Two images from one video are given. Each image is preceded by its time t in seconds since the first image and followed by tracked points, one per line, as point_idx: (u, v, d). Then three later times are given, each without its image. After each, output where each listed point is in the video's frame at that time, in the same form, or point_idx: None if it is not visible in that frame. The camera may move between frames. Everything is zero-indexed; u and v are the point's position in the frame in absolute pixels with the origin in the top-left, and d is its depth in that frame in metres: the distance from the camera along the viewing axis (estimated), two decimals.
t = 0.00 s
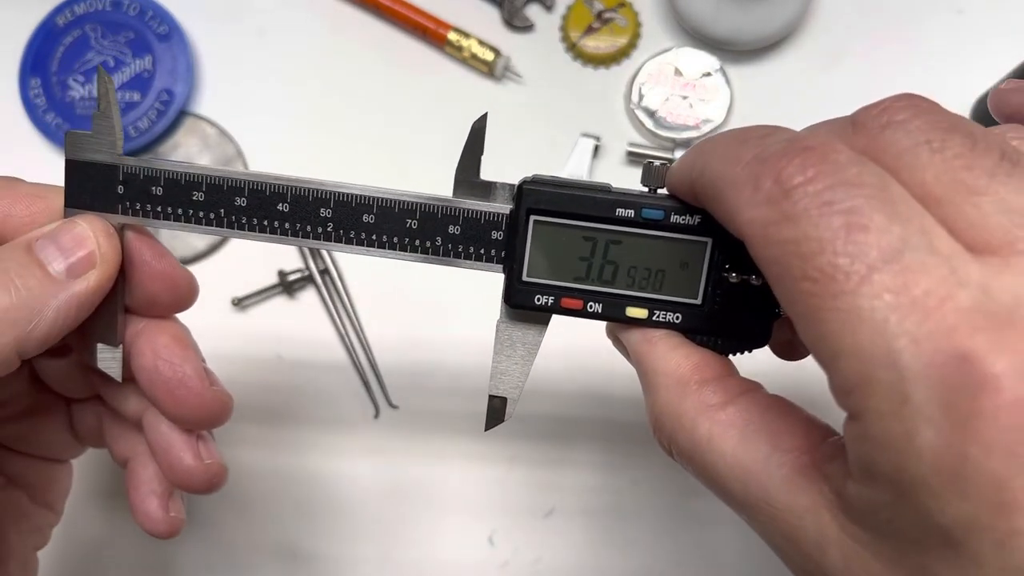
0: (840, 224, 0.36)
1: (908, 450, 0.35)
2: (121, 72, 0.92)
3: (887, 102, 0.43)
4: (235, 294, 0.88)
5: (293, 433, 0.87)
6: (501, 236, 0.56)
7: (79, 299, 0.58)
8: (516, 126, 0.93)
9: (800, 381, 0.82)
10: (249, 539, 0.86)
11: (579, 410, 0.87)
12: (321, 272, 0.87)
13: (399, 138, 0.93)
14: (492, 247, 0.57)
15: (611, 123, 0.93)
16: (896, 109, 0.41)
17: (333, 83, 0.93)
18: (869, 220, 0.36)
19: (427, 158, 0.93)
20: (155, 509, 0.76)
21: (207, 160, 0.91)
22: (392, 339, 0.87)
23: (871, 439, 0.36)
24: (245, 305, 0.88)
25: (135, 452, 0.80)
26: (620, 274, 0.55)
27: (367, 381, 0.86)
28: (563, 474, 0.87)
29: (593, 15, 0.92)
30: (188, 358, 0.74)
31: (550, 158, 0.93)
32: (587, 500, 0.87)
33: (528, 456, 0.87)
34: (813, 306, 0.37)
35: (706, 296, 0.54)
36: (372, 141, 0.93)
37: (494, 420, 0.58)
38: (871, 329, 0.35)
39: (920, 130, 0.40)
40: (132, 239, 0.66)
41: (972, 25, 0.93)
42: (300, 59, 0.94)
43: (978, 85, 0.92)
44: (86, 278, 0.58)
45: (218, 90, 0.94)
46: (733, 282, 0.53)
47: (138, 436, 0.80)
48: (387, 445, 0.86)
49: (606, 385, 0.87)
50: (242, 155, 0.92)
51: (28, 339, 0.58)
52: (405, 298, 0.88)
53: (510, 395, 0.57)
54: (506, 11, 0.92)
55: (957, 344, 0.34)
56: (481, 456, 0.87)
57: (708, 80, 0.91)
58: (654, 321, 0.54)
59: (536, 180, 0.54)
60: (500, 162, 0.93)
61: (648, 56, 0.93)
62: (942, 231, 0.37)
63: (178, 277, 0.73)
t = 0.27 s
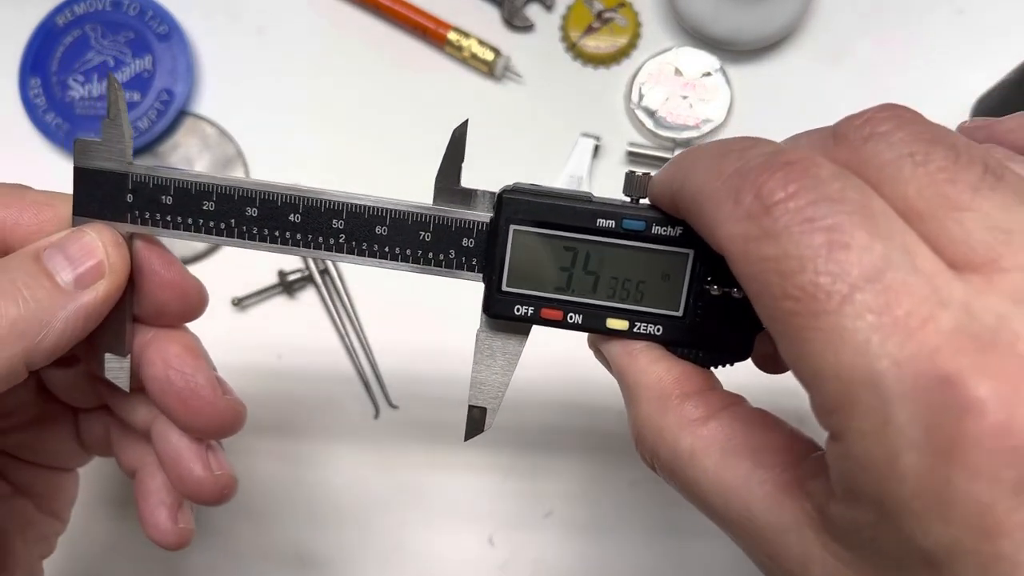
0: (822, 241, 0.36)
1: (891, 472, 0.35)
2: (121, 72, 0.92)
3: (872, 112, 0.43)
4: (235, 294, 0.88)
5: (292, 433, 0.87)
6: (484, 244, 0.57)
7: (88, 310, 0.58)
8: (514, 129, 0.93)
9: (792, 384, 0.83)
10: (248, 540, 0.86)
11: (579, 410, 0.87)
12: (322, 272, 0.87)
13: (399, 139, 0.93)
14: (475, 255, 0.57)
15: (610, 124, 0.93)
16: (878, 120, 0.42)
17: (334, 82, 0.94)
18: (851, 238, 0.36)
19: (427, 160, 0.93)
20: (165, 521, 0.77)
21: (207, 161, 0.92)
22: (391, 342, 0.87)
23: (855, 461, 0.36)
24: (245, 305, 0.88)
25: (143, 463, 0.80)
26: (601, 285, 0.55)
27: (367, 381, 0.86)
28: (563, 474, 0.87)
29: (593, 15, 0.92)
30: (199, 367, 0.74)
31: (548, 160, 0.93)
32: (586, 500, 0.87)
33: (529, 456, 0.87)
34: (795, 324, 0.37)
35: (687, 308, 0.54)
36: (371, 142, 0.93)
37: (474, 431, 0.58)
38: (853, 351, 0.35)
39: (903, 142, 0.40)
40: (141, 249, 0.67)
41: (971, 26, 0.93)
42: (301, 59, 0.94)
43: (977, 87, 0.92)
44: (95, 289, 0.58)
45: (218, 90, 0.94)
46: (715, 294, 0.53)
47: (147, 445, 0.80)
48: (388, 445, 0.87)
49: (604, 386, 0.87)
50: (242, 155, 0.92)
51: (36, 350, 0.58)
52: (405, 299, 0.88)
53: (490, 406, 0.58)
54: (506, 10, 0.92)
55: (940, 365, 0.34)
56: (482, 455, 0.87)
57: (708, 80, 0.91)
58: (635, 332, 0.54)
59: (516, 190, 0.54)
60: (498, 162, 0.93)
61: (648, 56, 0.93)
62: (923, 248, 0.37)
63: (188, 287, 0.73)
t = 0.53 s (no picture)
0: (820, 244, 0.36)
1: (891, 481, 0.35)
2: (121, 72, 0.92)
3: (872, 111, 0.43)
4: (235, 295, 0.88)
5: (292, 433, 0.87)
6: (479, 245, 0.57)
7: (96, 315, 0.58)
8: (514, 129, 0.93)
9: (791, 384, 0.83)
10: (248, 540, 0.86)
11: (579, 410, 0.87)
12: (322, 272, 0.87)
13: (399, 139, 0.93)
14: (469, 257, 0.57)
15: (610, 123, 0.93)
16: (878, 120, 0.42)
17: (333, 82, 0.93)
18: (850, 241, 0.36)
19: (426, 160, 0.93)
20: (173, 526, 0.77)
21: (207, 160, 0.91)
22: (392, 343, 0.87)
23: (855, 471, 0.36)
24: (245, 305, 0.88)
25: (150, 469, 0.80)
26: (596, 288, 0.55)
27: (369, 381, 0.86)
28: (563, 474, 0.87)
29: (594, 14, 0.92)
30: (209, 371, 0.74)
31: (548, 160, 0.93)
32: (587, 500, 0.87)
33: (529, 456, 0.87)
34: (794, 330, 0.37)
35: (683, 310, 0.54)
36: (371, 142, 0.93)
37: (467, 434, 0.58)
38: (853, 356, 0.35)
39: (903, 142, 0.40)
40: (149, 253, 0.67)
41: (971, 26, 0.93)
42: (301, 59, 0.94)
43: (977, 87, 0.92)
44: (102, 294, 0.58)
45: (217, 90, 0.94)
46: (710, 297, 0.53)
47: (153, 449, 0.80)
48: (388, 445, 0.87)
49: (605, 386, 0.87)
50: (242, 155, 0.92)
51: (44, 357, 0.58)
52: (405, 300, 0.88)
53: (483, 408, 0.58)
54: (506, 10, 0.92)
55: (940, 371, 0.34)
56: (483, 455, 0.87)
57: (708, 80, 0.91)
58: (631, 334, 0.54)
59: (510, 191, 0.54)
60: (498, 162, 0.93)
61: (649, 56, 0.93)
62: (922, 250, 0.37)
63: (197, 291, 0.73)
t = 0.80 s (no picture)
0: (820, 239, 0.36)
1: (893, 480, 0.35)
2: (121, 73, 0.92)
3: (872, 102, 0.42)
4: (235, 294, 0.88)
5: (292, 433, 0.87)
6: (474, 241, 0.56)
7: (91, 311, 0.58)
8: (514, 128, 0.93)
9: (792, 382, 0.83)
10: (248, 540, 0.85)
11: (580, 410, 0.87)
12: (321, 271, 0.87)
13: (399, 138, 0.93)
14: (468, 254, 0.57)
15: (610, 121, 0.93)
16: (879, 112, 0.41)
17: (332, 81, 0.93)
18: (851, 236, 0.36)
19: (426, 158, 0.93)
20: (172, 525, 0.76)
21: (207, 161, 0.91)
22: (391, 343, 0.87)
23: (857, 470, 0.36)
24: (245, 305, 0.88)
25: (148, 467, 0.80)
26: (594, 283, 0.54)
27: (369, 380, 0.86)
28: (564, 474, 0.87)
29: (593, 14, 0.92)
30: (207, 368, 0.74)
31: (548, 158, 0.92)
32: (587, 499, 0.87)
33: (530, 456, 0.87)
34: (794, 326, 0.36)
35: (681, 306, 0.53)
36: (370, 141, 0.93)
37: (462, 431, 0.58)
38: (854, 353, 0.35)
39: (904, 135, 0.40)
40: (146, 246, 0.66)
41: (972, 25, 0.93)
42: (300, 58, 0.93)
43: (979, 85, 0.92)
44: (98, 290, 0.58)
45: (218, 91, 0.94)
46: (709, 293, 0.53)
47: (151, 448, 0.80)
48: (388, 445, 0.86)
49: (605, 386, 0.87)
50: (242, 155, 0.92)
51: (39, 354, 0.58)
52: (404, 299, 0.88)
53: (479, 405, 0.57)
54: (506, 10, 0.92)
55: (943, 369, 0.34)
56: (483, 455, 0.87)
57: (708, 80, 0.90)
58: (628, 331, 0.54)
59: (507, 185, 0.54)
60: (497, 161, 0.93)
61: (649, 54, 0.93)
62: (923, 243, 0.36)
63: (194, 287, 0.72)
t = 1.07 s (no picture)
0: (807, 243, 0.36)
1: (879, 482, 0.35)
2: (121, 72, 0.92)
3: (859, 108, 0.43)
4: (234, 295, 0.88)
5: (291, 433, 0.87)
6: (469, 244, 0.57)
7: (89, 315, 0.58)
8: (513, 128, 0.93)
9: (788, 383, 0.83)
10: (248, 539, 0.86)
11: (579, 411, 0.87)
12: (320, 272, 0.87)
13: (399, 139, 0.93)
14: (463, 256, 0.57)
15: (607, 122, 0.93)
16: (866, 117, 0.42)
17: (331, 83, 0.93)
18: (836, 240, 0.36)
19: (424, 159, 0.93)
20: (170, 528, 0.77)
21: (206, 160, 0.91)
22: (390, 342, 0.87)
23: (844, 473, 0.36)
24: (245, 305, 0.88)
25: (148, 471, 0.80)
26: (585, 286, 0.55)
27: (368, 381, 0.86)
28: (562, 474, 0.87)
29: (594, 14, 0.92)
30: (205, 372, 0.74)
31: (546, 159, 0.92)
32: (586, 500, 0.87)
33: (529, 457, 0.87)
34: (781, 330, 0.37)
35: (671, 309, 0.54)
36: (369, 142, 0.93)
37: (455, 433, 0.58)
38: (839, 357, 0.35)
39: (891, 139, 0.40)
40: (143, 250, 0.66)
41: (970, 27, 0.93)
42: (301, 59, 0.94)
43: (977, 87, 0.92)
44: (96, 294, 0.58)
45: (218, 90, 0.94)
46: (699, 296, 0.53)
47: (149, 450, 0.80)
48: (389, 444, 0.87)
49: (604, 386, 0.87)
50: (242, 155, 0.92)
51: (37, 358, 0.58)
52: (403, 300, 0.88)
53: (472, 407, 0.58)
54: (506, 9, 0.92)
55: (927, 372, 0.34)
56: (483, 456, 0.87)
57: (708, 80, 0.91)
58: (619, 334, 0.54)
59: (498, 190, 0.54)
60: (495, 161, 0.93)
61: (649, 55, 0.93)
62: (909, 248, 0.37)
63: (191, 291, 0.73)
